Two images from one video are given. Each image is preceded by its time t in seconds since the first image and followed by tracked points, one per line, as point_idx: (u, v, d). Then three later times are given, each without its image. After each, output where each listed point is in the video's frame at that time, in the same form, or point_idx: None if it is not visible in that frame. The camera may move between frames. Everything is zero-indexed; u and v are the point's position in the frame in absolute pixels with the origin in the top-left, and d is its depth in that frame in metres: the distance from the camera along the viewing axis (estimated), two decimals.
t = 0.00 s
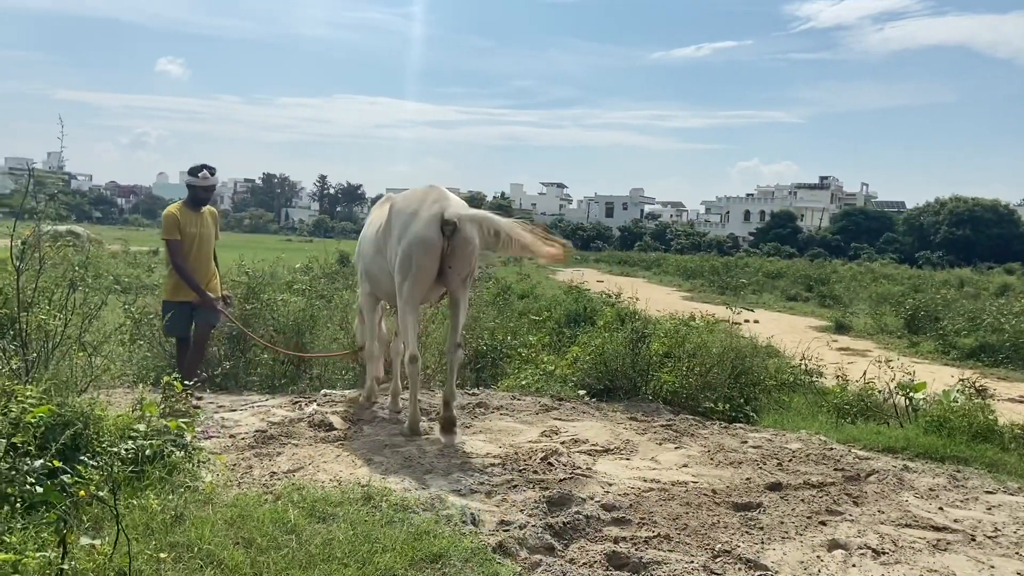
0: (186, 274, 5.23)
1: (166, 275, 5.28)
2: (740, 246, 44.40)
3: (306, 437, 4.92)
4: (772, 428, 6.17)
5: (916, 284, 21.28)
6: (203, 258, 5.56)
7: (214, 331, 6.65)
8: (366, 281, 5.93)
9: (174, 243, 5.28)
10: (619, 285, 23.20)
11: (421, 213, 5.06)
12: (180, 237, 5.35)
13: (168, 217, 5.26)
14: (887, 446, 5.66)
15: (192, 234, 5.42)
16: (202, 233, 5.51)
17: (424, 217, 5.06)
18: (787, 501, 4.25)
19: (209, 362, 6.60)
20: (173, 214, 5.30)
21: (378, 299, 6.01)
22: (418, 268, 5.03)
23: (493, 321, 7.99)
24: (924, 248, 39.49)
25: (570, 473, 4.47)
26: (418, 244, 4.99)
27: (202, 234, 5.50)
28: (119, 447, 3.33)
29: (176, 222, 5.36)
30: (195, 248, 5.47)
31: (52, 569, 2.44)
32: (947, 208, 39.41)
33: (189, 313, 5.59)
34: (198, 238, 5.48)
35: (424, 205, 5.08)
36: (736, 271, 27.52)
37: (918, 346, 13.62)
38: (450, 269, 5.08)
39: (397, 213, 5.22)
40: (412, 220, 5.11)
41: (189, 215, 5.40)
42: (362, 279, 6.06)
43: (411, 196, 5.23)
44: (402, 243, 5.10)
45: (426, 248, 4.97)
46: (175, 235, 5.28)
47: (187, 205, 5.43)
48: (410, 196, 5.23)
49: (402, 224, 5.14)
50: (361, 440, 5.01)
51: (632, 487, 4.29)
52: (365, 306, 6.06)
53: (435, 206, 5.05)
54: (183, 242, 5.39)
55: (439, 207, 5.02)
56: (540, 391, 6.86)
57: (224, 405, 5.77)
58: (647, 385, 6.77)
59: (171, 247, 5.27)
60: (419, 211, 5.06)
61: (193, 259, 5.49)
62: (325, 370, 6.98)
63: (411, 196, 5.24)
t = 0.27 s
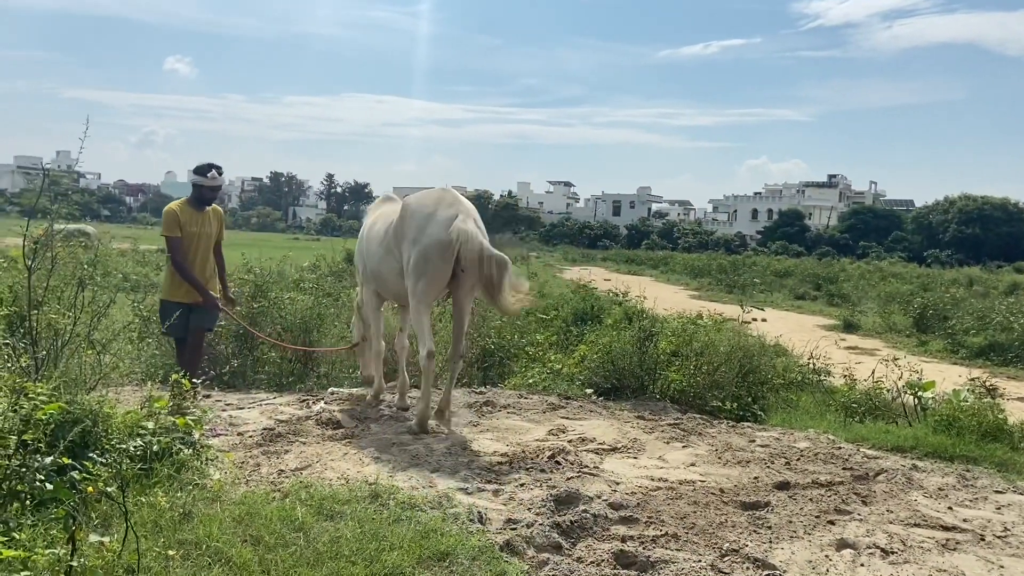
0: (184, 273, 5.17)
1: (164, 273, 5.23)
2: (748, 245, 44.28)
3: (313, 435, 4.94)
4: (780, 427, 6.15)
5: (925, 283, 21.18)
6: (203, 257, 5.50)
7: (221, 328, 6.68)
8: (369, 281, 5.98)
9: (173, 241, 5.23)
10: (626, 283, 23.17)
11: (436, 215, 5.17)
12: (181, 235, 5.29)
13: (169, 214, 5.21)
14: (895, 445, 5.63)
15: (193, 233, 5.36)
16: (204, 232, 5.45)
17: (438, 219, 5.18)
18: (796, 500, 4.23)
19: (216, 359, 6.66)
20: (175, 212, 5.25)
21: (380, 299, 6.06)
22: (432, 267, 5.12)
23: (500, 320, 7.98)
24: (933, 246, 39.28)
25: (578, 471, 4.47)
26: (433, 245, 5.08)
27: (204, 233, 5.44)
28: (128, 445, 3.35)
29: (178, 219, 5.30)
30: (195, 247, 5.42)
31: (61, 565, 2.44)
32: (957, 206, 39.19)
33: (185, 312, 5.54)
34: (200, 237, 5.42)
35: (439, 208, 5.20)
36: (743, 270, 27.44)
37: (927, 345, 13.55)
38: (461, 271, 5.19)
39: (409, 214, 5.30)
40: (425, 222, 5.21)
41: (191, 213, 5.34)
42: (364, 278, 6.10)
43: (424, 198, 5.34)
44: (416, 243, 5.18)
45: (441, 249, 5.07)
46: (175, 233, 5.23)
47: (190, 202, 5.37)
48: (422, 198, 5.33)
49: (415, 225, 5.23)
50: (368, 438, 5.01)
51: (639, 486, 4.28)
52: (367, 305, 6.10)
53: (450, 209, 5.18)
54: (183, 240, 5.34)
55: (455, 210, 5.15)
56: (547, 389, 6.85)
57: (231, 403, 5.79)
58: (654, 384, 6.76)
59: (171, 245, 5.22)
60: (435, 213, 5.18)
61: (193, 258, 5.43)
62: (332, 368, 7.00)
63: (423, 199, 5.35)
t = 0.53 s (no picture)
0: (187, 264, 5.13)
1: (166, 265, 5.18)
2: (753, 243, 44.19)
3: (318, 433, 4.95)
4: (784, 425, 6.14)
5: (930, 282, 21.10)
6: (204, 250, 5.46)
7: (226, 326, 6.70)
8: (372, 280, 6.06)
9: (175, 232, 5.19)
10: (631, 281, 23.15)
11: (449, 219, 5.29)
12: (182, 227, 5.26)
13: (171, 205, 5.18)
14: (901, 444, 5.61)
15: (195, 225, 5.33)
16: (206, 224, 5.43)
17: (452, 224, 5.30)
18: (800, 499, 4.22)
19: (222, 357, 6.71)
20: (176, 202, 5.22)
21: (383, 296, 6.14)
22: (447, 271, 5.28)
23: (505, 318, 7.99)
24: (940, 245, 39.13)
25: (582, 470, 4.47)
26: (448, 250, 5.23)
27: (205, 225, 5.41)
28: (134, 442, 3.37)
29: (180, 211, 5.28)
30: (197, 239, 5.38)
31: (66, 562, 2.48)
32: (963, 205, 39.03)
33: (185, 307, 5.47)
34: (202, 229, 5.40)
35: (451, 212, 5.32)
36: (748, 268, 27.37)
37: (933, 343, 13.50)
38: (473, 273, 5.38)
39: (420, 217, 5.39)
40: (439, 226, 5.32)
41: (193, 204, 5.32)
42: (365, 276, 6.16)
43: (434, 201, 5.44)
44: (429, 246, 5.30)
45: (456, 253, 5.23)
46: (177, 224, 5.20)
47: (192, 194, 5.35)
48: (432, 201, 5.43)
49: (428, 229, 5.34)
50: (373, 436, 5.02)
51: (644, 485, 4.27)
52: (370, 302, 6.18)
53: (463, 213, 5.32)
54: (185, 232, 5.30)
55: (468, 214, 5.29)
56: (552, 387, 6.85)
57: (236, 401, 5.80)
58: (659, 383, 6.75)
59: (173, 236, 5.18)
60: (447, 217, 5.30)
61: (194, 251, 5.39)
62: (337, 366, 7.01)
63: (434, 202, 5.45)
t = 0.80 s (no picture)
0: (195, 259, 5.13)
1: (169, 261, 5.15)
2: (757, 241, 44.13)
3: (322, 431, 4.95)
4: (788, 423, 6.13)
5: (935, 280, 21.04)
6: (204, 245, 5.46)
7: (230, 324, 6.71)
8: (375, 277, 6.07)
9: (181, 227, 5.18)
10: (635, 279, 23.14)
11: (461, 223, 5.33)
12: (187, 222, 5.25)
13: (176, 199, 5.17)
14: (905, 442, 5.60)
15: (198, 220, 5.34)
16: (206, 220, 5.43)
17: (465, 229, 5.33)
18: (804, 497, 4.22)
19: (225, 355, 6.72)
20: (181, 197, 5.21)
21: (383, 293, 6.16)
22: (459, 274, 5.35)
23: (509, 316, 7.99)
24: (944, 243, 39.02)
25: (586, 467, 4.47)
26: (460, 254, 5.29)
27: (205, 220, 5.42)
28: (139, 440, 3.38)
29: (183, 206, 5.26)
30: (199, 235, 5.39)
31: (72, 559, 2.48)
32: (968, 202, 38.90)
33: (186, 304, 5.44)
34: (203, 224, 5.40)
35: (463, 216, 5.36)
36: (752, 266, 27.34)
37: (937, 342, 13.48)
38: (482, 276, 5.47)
39: (430, 220, 5.42)
40: (451, 231, 5.34)
41: (195, 200, 5.32)
42: (368, 274, 6.15)
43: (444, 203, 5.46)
44: (440, 249, 5.34)
45: (469, 257, 5.30)
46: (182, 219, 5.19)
47: (194, 189, 5.34)
48: (443, 203, 5.46)
49: (439, 231, 5.37)
50: (377, 433, 5.03)
51: (647, 482, 4.28)
52: (371, 299, 6.20)
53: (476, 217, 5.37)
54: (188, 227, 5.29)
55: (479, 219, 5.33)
56: (555, 385, 6.86)
57: (240, 398, 5.81)
58: (663, 381, 6.75)
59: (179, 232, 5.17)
60: (458, 220, 5.34)
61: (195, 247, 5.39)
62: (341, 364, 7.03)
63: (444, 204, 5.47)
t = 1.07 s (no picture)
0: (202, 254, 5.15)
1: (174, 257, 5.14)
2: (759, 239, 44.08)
3: (325, 429, 4.97)
4: (790, 422, 6.14)
5: (938, 278, 21.01)
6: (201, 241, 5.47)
7: (233, 323, 6.73)
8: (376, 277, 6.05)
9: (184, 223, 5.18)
10: (638, 277, 23.15)
11: (474, 226, 5.39)
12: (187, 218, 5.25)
13: (177, 195, 5.17)
14: (907, 440, 5.60)
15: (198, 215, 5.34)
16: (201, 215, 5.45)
17: (476, 232, 5.38)
18: (806, 495, 4.22)
19: (228, 353, 6.72)
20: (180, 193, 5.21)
21: (383, 293, 6.15)
22: (468, 276, 5.39)
23: (511, 314, 8.00)
24: (947, 241, 38.96)
25: (588, 465, 4.47)
26: (472, 256, 5.34)
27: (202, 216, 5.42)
28: (141, 437, 3.38)
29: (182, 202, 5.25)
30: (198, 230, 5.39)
31: (76, 556, 2.46)
32: (971, 200, 38.82)
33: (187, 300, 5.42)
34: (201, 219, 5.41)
35: (475, 219, 5.42)
36: (755, 265, 27.32)
37: (940, 340, 13.46)
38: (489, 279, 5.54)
39: (441, 221, 5.43)
40: (462, 233, 5.38)
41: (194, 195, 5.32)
42: (368, 273, 6.14)
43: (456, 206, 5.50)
44: (451, 250, 5.36)
45: (480, 260, 5.36)
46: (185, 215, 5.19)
47: (192, 184, 5.34)
48: (454, 205, 5.49)
49: (449, 232, 5.40)
50: (379, 431, 5.04)
51: (649, 480, 4.28)
52: (370, 299, 6.18)
53: (488, 221, 5.44)
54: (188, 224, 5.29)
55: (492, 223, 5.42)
56: (558, 383, 6.86)
57: (243, 397, 5.82)
58: (665, 379, 6.75)
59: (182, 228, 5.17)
60: (471, 223, 5.39)
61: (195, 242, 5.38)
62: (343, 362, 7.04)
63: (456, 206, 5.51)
